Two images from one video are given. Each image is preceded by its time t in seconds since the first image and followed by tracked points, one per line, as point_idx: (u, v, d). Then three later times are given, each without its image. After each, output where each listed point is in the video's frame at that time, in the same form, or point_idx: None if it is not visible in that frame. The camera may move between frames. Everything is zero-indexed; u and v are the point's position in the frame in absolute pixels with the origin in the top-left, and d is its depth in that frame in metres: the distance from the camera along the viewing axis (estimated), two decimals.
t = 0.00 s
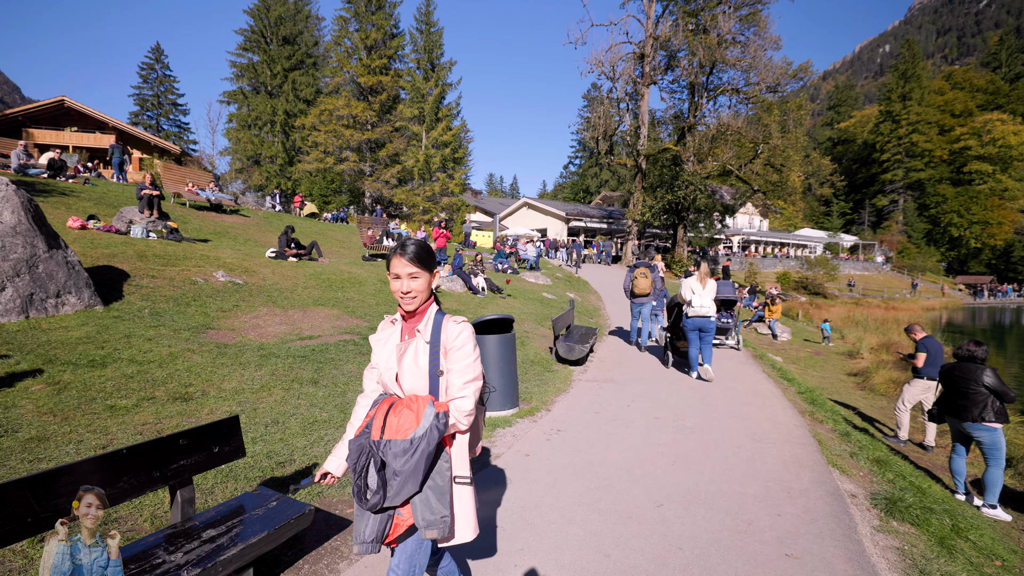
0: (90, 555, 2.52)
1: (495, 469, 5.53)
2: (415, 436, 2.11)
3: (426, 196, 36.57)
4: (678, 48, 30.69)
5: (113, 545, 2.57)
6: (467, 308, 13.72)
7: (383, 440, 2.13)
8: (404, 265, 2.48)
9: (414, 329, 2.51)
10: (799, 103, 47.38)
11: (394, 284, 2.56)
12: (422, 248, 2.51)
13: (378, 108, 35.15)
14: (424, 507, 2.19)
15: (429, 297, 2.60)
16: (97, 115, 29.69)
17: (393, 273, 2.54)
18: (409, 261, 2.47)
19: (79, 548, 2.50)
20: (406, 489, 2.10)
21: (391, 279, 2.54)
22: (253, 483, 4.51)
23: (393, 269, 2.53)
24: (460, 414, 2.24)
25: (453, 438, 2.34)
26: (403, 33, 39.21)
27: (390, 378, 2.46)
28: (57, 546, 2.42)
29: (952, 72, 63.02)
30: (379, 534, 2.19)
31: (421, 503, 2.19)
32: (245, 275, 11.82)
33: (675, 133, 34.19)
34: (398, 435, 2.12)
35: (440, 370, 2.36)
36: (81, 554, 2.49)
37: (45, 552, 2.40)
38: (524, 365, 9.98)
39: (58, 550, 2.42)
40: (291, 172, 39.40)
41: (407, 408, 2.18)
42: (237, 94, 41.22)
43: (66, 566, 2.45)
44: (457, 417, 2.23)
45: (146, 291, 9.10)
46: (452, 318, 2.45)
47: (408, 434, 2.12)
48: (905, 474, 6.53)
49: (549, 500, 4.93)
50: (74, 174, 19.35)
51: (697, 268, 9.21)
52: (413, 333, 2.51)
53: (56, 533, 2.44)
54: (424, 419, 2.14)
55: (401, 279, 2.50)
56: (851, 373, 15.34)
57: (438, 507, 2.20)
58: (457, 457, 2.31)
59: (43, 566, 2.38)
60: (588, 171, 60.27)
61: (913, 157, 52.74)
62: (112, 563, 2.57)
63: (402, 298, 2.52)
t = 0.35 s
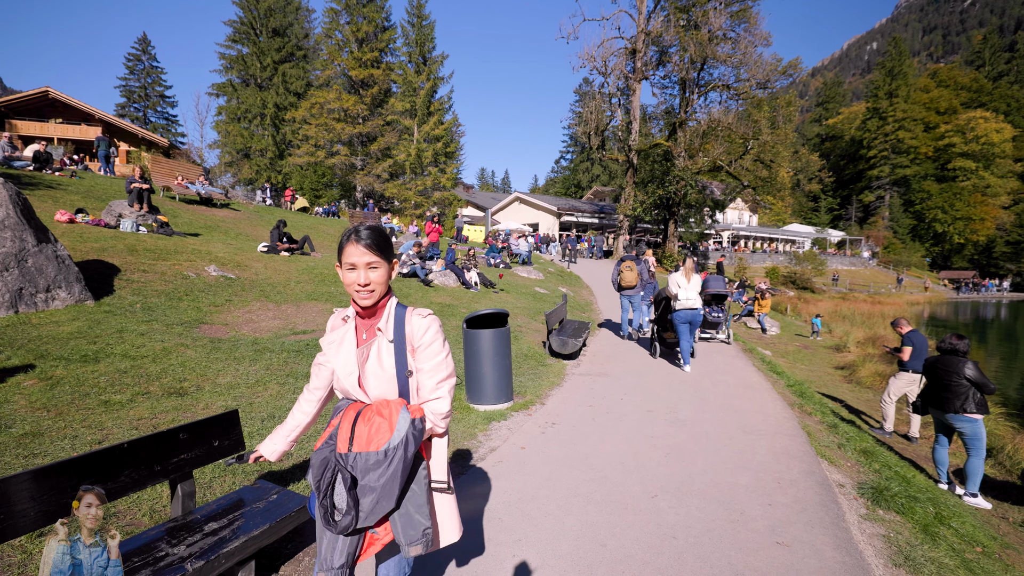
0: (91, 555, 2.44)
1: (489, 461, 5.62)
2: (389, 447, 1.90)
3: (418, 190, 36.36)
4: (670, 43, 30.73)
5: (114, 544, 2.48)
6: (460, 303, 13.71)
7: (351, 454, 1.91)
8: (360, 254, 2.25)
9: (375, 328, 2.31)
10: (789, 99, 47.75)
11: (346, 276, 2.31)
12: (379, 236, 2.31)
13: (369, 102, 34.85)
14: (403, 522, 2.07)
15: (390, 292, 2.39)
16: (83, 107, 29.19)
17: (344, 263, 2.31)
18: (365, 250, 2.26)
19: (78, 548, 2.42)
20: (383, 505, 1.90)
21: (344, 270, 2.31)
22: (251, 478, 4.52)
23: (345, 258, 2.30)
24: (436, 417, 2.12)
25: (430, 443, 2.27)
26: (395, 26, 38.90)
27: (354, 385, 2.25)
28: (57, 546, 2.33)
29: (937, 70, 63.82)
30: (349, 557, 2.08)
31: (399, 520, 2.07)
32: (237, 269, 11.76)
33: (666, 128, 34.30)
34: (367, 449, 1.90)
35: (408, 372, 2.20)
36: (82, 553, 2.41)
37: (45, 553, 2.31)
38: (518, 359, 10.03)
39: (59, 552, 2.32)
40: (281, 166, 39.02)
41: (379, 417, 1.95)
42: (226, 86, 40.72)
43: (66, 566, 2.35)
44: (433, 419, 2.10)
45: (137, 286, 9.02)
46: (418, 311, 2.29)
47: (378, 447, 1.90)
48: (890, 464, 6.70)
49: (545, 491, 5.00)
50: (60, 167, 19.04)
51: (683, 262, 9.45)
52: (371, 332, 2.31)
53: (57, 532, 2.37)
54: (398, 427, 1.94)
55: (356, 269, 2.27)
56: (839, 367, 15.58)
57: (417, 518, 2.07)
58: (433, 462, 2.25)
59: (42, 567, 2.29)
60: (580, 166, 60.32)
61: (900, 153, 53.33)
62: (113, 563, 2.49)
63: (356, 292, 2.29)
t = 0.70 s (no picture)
0: (91, 555, 2.42)
1: (488, 456, 5.64)
2: (405, 472, 1.67)
3: (413, 186, 36.21)
4: (665, 40, 30.68)
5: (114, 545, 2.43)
6: (457, 299, 13.71)
7: (361, 490, 1.63)
8: (324, 256, 1.99)
9: (358, 338, 2.08)
10: (784, 96, 47.89)
11: (312, 280, 2.05)
12: (350, 234, 2.07)
13: (364, 97, 34.65)
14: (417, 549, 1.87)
15: (363, 296, 2.17)
16: (75, 101, 28.90)
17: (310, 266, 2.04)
18: (331, 251, 2.00)
19: (79, 549, 2.42)
20: (405, 536, 1.68)
21: (308, 275, 2.04)
22: (251, 473, 4.51)
23: (311, 261, 2.03)
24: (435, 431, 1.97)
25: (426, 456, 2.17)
26: (390, 21, 38.67)
27: (339, 406, 1.98)
28: (57, 546, 2.35)
29: (930, 67, 64.32)
30: None
31: (414, 553, 1.86)
32: (233, 265, 11.71)
33: (661, 125, 34.37)
34: (378, 480, 1.64)
35: (397, 386, 2.00)
36: (80, 554, 2.41)
37: (46, 552, 2.33)
38: (514, 355, 10.05)
39: (58, 553, 2.33)
40: (276, 162, 38.80)
41: (387, 440, 1.70)
42: (220, 81, 40.49)
43: (66, 566, 2.36)
44: (434, 433, 1.93)
45: (132, 282, 8.96)
46: (402, 317, 2.09)
47: (392, 475, 1.65)
48: (884, 458, 6.78)
49: (545, 487, 5.02)
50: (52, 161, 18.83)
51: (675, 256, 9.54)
52: (352, 345, 2.07)
53: (57, 534, 2.37)
54: (408, 449, 1.71)
55: (320, 271, 2.01)
56: (832, 362, 15.71)
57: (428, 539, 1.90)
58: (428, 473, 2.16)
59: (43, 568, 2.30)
60: (575, 163, 60.37)
61: (892, 150, 53.65)
62: (113, 563, 2.44)
63: (324, 298, 2.03)
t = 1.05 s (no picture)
0: (92, 557, 2.23)
1: (488, 453, 5.63)
2: (400, 491, 1.52)
3: (412, 183, 36.13)
4: (664, 37, 30.63)
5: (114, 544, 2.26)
6: (456, 297, 13.71)
7: (352, 515, 1.45)
8: (299, 236, 1.75)
9: (335, 338, 1.83)
10: (783, 94, 47.79)
11: (282, 266, 1.77)
12: (327, 214, 1.84)
13: (362, 95, 34.57)
14: None
15: (338, 290, 1.91)
16: (73, 98, 28.79)
17: (279, 249, 1.78)
18: (307, 229, 1.76)
19: (78, 550, 2.22)
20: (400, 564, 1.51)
21: (278, 260, 1.77)
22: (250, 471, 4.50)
23: (281, 244, 1.77)
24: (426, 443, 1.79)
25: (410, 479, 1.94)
26: (389, 18, 38.53)
27: (316, 422, 1.68)
28: (57, 546, 2.16)
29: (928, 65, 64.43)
30: None
31: None
32: (232, 262, 11.67)
33: (660, 122, 34.30)
34: (373, 503, 1.47)
35: (380, 394, 1.77)
36: (80, 559, 2.21)
37: (45, 552, 2.15)
38: (514, 353, 10.05)
39: (59, 553, 2.13)
40: (275, 159, 38.73)
41: (378, 454, 1.53)
42: (218, 79, 40.39)
43: (65, 567, 2.18)
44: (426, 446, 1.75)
45: (131, 279, 8.93)
46: (381, 313, 1.87)
47: (389, 494, 1.49)
48: (884, 454, 6.79)
49: (545, 484, 5.01)
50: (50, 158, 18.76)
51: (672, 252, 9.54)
52: (329, 344, 1.80)
53: (56, 534, 2.19)
54: (402, 463, 1.56)
55: (293, 256, 1.76)
56: (831, 359, 15.74)
57: None
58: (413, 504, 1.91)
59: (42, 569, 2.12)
60: (574, 160, 60.37)
61: (891, 148, 53.63)
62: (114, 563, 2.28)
63: (295, 287, 1.75)
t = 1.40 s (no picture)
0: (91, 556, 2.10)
1: (488, 453, 5.62)
2: (384, 526, 1.36)
3: (413, 183, 36.06)
4: (664, 37, 30.61)
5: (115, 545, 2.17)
6: (456, 296, 13.70)
7: (326, 557, 1.30)
8: (287, 230, 1.71)
9: (315, 345, 1.77)
10: (784, 93, 47.69)
11: (267, 264, 1.72)
12: (317, 209, 1.80)
13: (363, 94, 34.52)
14: None
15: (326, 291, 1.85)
16: (73, 98, 28.81)
17: (267, 245, 1.71)
18: (295, 224, 1.72)
19: (79, 551, 2.07)
20: None
21: (264, 256, 1.72)
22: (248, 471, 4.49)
23: (269, 240, 1.71)
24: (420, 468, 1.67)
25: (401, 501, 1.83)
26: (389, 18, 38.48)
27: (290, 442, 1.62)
28: (57, 546, 2.00)
29: (929, 64, 64.42)
30: None
31: None
32: (232, 262, 11.65)
33: (661, 122, 34.19)
34: (348, 542, 1.31)
35: (368, 411, 1.68)
36: (81, 558, 2.07)
37: (45, 552, 2.01)
38: (514, 352, 10.04)
39: (59, 553, 1.99)
40: (276, 159, 38.69)
41: (358, 484, 1.38)
42: (219, 79, 40.37)
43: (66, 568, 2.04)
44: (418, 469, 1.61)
45: (131, 279, 8.92)
46: (372, 319, 1.77)
47: (368, 535, 1.33)
48: (885, 453, 6.77)
49: (545, 483, 5.01)
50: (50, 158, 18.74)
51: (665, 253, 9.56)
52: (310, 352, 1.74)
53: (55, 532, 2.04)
54: (387, 494, 1.39)
55: (280, 253, 1.71)
56: (831, 358, 15.71)
57: None
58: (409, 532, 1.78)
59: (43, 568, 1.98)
60: (575, 159, 60.30)
61: (892, 147, 53.57)
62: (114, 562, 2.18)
63: (281, 286, 1.70)
